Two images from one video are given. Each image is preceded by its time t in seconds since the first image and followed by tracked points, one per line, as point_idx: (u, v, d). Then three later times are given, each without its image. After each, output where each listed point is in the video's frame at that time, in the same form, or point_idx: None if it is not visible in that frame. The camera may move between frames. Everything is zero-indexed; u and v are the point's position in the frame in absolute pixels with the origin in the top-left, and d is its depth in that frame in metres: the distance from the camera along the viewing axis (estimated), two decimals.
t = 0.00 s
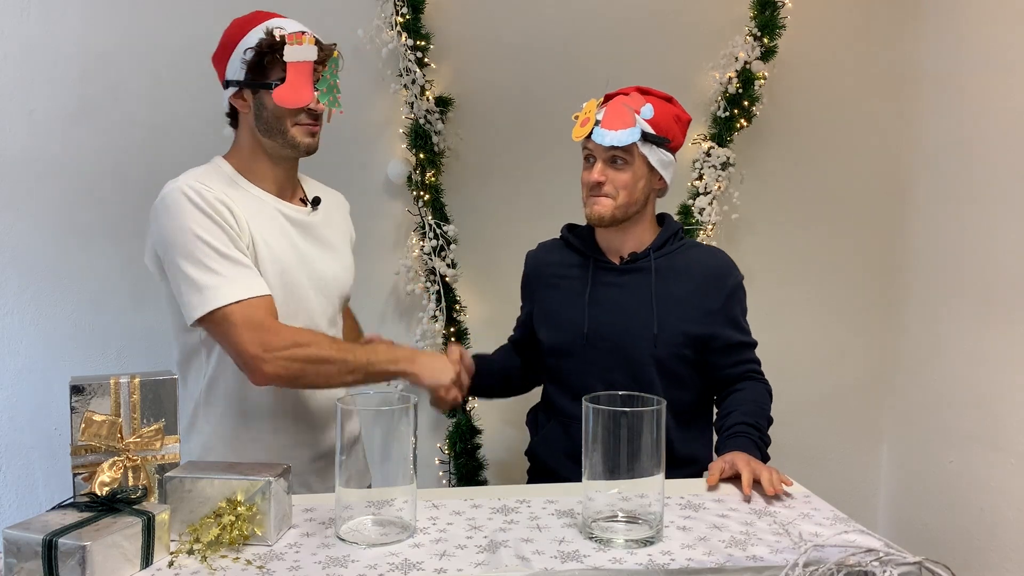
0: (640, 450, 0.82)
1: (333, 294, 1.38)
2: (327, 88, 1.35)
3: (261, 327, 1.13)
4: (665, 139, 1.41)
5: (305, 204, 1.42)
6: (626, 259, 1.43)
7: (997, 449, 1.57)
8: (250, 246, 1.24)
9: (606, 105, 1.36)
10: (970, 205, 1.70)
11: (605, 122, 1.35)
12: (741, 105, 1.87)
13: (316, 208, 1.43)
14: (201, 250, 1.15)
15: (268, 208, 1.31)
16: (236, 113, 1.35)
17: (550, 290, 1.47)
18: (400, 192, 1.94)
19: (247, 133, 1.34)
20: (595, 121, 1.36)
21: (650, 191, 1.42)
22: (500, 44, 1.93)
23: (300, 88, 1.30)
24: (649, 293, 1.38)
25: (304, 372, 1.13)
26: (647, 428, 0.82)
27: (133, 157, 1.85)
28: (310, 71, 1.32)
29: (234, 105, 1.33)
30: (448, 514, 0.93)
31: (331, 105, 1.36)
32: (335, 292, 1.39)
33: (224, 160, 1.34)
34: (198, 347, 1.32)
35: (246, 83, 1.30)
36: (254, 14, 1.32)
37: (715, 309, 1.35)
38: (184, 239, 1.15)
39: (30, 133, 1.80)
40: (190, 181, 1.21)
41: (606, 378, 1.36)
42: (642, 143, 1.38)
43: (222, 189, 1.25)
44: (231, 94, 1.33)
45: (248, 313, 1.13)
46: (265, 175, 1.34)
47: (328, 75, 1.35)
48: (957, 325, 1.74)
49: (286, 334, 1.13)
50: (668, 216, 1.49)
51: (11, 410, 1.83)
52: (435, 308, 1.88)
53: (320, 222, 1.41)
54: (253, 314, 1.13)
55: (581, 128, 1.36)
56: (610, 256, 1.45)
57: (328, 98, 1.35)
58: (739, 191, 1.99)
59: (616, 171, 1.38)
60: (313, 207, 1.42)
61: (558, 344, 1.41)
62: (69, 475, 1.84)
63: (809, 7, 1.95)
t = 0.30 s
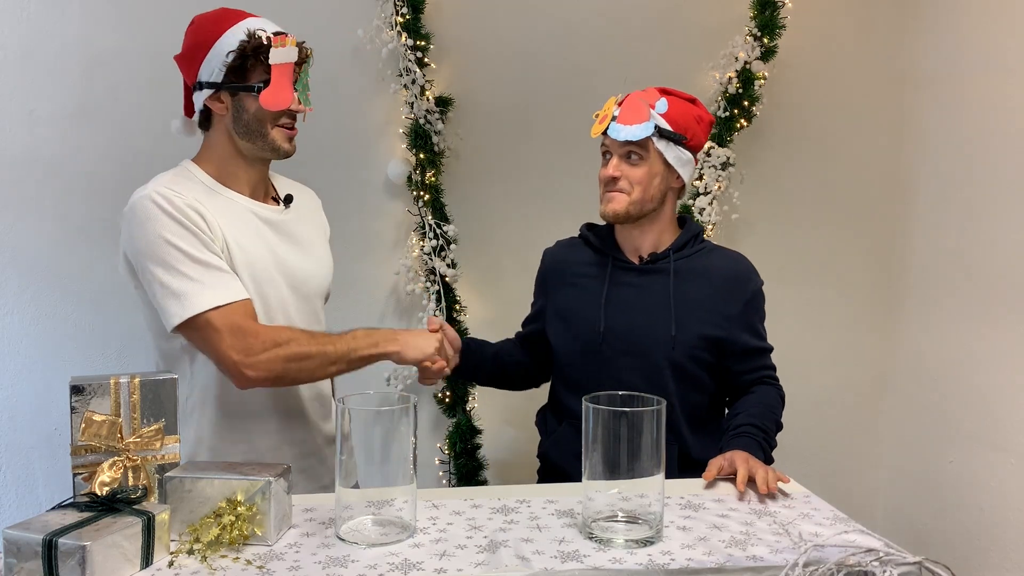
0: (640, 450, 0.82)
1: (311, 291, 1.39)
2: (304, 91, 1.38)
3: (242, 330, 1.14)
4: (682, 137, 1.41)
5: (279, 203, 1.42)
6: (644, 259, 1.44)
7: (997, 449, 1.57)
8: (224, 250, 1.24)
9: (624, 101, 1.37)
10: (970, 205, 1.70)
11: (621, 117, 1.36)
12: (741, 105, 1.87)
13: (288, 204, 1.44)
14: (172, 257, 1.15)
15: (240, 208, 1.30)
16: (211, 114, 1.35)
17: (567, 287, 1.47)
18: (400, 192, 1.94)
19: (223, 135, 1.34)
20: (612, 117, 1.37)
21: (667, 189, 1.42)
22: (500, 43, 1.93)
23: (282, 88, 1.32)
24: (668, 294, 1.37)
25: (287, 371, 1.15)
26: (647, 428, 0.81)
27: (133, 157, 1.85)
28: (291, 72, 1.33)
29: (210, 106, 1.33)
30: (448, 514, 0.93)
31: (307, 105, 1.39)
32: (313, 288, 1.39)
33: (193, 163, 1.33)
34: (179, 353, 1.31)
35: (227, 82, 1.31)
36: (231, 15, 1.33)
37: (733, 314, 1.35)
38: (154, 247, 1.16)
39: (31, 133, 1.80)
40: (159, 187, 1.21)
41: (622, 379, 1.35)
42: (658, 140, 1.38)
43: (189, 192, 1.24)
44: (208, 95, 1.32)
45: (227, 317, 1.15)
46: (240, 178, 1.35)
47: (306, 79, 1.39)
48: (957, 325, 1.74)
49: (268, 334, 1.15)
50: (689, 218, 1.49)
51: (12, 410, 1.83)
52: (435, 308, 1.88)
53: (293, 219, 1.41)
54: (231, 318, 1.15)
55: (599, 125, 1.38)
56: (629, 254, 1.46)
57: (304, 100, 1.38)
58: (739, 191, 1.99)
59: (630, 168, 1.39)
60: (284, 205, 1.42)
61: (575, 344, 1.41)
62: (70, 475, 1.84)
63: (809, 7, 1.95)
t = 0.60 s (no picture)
0: (640, 450, 0.82)
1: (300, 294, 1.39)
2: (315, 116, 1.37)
3: (223, 318, 1.13)
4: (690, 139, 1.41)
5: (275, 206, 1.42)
6: (656, 261, 1.44)
7: (997, 449, 1.57)
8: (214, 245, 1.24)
9: (627, 102, 1.39)
10: (969, 205, 1.70)
11: (625, 118, 1.38)
12: (741, 105, 1.87)
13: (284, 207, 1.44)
14: (160, 244, 1.16)
15: (234, 207, 1.31)
16: (219, 116, 1.35)
17: (578, 289, 1.47)
18: (400, 192, 1.94)
19: (227, 139, 1.34)
20: (616, 117, 1.39)
21: (675, 189, 1.43)
22: (500, 43, 1.93)
23: (288, 115, 1.31)
24: (680, 298, 1.37)
25: (272, 364, 1.11)
26: (647, 428, 0.81)
27: (133, 157, 1.85)
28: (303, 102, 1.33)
29: (219, 110, 1.34)
30: (448, 514, 0.93)
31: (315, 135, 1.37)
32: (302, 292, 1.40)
33: (191, 163, 1.33)
34: (164, 345, 1.31)
35: (236, 96, 1.31)
36: (255, 27, 1.32)
37: (745, 318, 1.34)
38: (145, 236, 1.16)
39: (30, 133, 1.79)
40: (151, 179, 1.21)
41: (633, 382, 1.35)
42: (662, 139, 1.39)
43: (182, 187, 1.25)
44: (218, 100, 1.33)
45: (213, 306, 1.14)
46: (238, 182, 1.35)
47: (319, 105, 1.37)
48: (956, 325, 1.74)
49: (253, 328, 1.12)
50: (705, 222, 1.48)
51: (12, 409, 1.83)
52: (435, 308, 1.88)
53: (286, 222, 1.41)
54: (218, 307, 1.14)
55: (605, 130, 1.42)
56: (641, 255, 1.46)
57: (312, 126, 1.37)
58: (739, 191, 1.99)
59: (636, 168, 1.39)
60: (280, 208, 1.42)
61: (586, 346, 1.41)
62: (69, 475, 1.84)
63: (809, 8, 1.95)
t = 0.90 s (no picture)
0: (641, 450, 0.82)
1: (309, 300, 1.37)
2: (317, 108, 1.31)
3: (217, 319, 1.16)
4: (687, 134, 1.41)
5: (292, 207, 1.41)
6: (667, 263, 1.44)
7: (997, 449, 1.57)
8: (215, 242, 1.26)
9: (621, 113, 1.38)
10: (969, 206, 1.70)
11: (620, 130, 1.37)
12: (741, 105, 1.87)
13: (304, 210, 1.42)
14: (162, 239, 1.19)
15: (245, 207, 1.32)
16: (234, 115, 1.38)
17: (586, 292, 1.47)
18: (400, 192, 1.94)
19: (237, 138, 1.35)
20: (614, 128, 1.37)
21: (682, 190, 1.42)
22: (500, 43, 1.93)
23: (283, 106, 1.29)
24: (688, 303, 1.37)
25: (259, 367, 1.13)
26: (647, 428, 0.81)
27: (133, 157, 1.85)
28: (297, 90, 1.30)
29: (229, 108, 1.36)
30: (448, 514, 0.93)
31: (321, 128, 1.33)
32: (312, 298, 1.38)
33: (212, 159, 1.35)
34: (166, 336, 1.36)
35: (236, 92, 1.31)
36: (257, 24, 1.34)
37: (755, 323, 1.34)
38: (146, 228, 1.20)
39: (30, 133, 1.79)
40: (167, 173, 1.26)
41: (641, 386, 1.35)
42: (664, 144, 1.38)
43: (196, 184, 1.28)
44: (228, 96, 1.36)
45: (207, 304, 1.17)
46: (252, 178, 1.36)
47: (322, 96, 1.33)
48: (956, 324, 1.74)
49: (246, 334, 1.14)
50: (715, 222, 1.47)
51: (12, 409, 1.82)
52: (435, 308, 1.88)
53: (305, 225, 1.40)
54: (211, 308, 1.17)
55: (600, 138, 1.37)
56: (652, 260, 1.46)
57: (314, 118, 1.31)
58: (739, 191, 1.99)
59: (642, 177, 1.39)
60: (298, 209, 1.41)
61: (593, 348, 1.41)
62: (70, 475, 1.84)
63: (809, 8, 1.95)
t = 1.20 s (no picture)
0: (641, 450, 0.82)
1: (338, 309, 1.34)
2: (338, 105, 1.24)
3: (230, 325, 1.22)
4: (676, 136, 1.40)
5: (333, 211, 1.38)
6: (653, 265, 1.43)
7: (997, 449, 1.57)
8: (243, 247, 1.28)
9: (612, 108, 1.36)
10: (969, 206, 1.70)
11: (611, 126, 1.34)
12: (741, 105, 1.87)
13: (344, 216, 1.38)
14: (192, 243, 1.25)
15: (281, 212, 1.33)
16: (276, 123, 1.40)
17: (575, 300, 1.45)
18: (400, 192, 1.94)
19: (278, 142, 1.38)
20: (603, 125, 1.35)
21: (667, 193, 1.41)
22: (500, 43, 1.93)
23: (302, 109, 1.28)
24: (678, 303, 1.36)
25: (259, 378, 1.21)
26: (648, 428, 0.81)
27: (133, 157, 1.85)
28: (314, 88, 1.28)
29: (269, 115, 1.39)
30: (448, 514, 0.93)
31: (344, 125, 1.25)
32: (340, 307, 1.35)
33: (261, 162, 1.39)
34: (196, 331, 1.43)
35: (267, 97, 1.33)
36: (288, 32, 1.37)
37: (744, 320, 1.34)
38: (182, 231, 1.26)
39: (30, 133, 1.79)
40: (211, 178, 1.31)
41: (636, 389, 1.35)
42: (653, 145, 1.37)
43: (236, 189, 1.31)
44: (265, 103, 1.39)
45: (222, 309, 1.22)
46: (289, 180, 1.36)
47: (342, 91, 1.25)
48: (957, 324, 1.74)
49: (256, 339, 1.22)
50: (700, 223, 1.46)
51: (12, 409, 1.82)
52: (435, 309, 1.88)
53: (342, 231, 1.37)
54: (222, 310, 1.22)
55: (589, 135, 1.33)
56: (636, 262, 1.45)
57: (336, 115, 1.24)
58: (739, 191, 1.99)
59: (628, 177, 1.37)
60: (339, 215, 1.37)
61: (586, 353, 1.39)
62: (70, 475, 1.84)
63: (809, 8, 1.95)
